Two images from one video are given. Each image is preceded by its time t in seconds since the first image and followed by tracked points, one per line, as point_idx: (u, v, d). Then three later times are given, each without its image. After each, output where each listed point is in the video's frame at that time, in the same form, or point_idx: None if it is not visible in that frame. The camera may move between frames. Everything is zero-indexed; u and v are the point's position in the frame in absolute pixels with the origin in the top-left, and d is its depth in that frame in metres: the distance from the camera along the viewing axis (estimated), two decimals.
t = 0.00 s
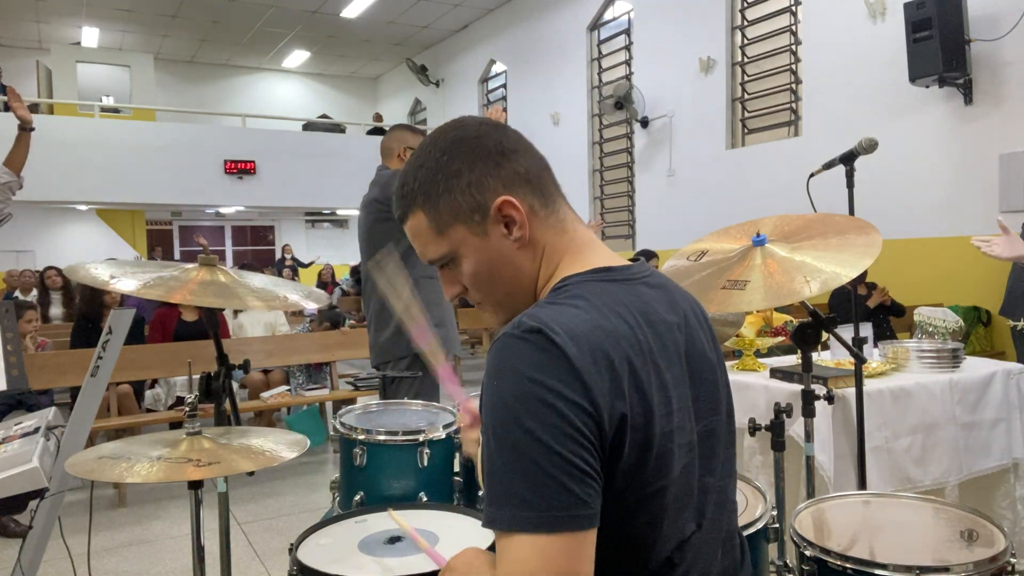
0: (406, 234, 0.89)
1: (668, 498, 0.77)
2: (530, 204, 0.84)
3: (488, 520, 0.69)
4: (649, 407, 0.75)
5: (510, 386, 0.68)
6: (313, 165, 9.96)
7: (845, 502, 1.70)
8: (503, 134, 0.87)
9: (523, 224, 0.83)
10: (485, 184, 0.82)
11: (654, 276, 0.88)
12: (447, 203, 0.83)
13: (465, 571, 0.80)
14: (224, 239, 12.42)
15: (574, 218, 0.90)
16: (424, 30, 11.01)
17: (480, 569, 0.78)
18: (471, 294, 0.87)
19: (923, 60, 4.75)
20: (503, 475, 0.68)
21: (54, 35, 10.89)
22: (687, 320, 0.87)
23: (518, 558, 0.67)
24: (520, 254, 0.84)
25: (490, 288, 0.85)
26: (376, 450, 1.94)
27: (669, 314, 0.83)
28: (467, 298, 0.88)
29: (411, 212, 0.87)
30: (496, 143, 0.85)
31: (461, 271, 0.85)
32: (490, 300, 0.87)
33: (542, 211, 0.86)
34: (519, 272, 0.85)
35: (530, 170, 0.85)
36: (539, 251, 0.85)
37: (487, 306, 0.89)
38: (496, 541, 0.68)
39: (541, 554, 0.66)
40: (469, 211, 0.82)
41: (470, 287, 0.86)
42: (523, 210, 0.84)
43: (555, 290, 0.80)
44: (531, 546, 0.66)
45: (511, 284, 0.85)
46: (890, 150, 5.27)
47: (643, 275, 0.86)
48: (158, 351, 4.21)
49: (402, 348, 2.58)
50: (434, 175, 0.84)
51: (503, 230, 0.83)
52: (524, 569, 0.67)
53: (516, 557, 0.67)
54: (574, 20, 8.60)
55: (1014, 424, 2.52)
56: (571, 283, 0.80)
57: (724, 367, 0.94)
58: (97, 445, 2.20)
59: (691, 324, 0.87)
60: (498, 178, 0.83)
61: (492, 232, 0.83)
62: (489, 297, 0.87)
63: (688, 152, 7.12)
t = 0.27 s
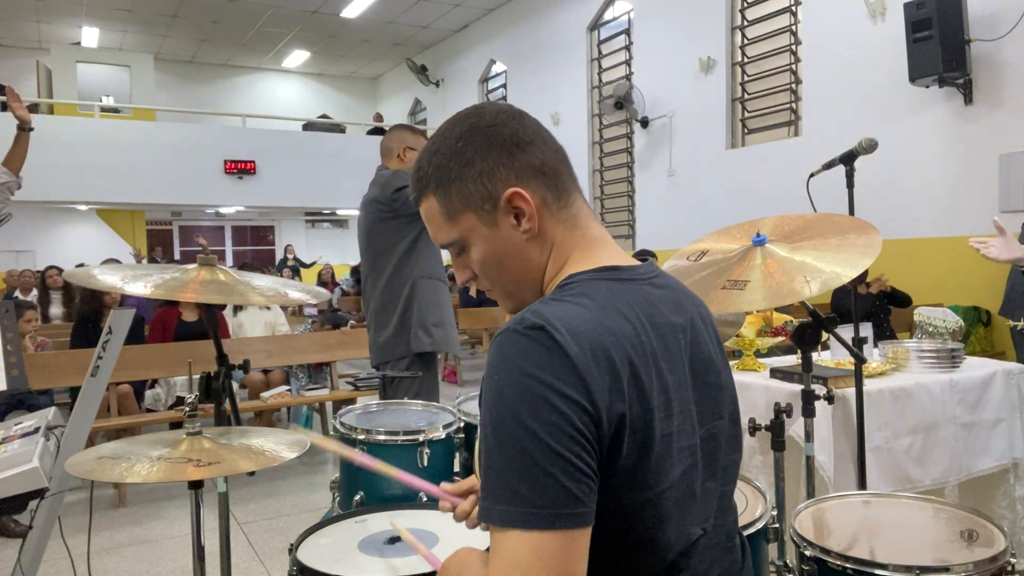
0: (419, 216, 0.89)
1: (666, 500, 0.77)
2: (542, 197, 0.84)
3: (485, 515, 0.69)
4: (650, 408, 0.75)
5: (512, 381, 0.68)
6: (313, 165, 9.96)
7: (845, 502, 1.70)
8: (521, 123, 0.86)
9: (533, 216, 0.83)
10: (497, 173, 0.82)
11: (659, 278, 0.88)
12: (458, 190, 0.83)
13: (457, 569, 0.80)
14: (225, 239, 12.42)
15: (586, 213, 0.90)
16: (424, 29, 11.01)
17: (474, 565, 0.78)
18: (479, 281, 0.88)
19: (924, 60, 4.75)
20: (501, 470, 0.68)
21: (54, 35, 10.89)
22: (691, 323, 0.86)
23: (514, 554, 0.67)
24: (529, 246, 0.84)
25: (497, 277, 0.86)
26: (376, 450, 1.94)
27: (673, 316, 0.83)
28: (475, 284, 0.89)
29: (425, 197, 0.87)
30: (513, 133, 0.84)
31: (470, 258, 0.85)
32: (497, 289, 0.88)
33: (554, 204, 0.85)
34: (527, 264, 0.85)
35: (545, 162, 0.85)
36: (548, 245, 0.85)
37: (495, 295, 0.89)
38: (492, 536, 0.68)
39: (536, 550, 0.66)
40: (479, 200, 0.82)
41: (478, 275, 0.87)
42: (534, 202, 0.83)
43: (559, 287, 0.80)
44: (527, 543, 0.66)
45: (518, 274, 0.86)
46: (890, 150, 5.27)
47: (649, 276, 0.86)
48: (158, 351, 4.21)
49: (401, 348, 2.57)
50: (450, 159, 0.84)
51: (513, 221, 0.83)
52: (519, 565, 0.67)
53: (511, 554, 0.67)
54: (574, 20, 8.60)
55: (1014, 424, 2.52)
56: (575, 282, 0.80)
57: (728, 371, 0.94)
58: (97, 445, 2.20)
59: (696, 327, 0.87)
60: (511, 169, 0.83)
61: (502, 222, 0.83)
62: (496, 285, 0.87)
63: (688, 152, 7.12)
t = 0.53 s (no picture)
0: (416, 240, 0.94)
1: (664, 497, 0.77)
2: (509, 215, 0.84)
3: (483, 515, 0.69)
4: (645, 405, 0.75)
5: (506, 382, 0.68)
6: (313, 165, 9.96)
7: (845, 501, 1.70)
8: (487, 142, 0.86)
9: (500, 236, 0.84)
10: (462, 201, 0.83)
11: (653, 277, 0.87)
12: (430, 220, 0.85)
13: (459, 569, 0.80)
14: (225, 239, 12.42)
15: (568, 218, 0.89)
16: (424, 29, 11.01)
17: (475, 563, 0.78)
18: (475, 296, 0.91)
19: (923, 60, 4.75)
20: (497, 470, 0.68)
21: (54, 35, 10.88)
22: (686, 321, 0.86)
23: (512, 552, 0.67)
24: (503, 265, 0.85)
25: (487, 292, 0.88)
26: (376, 450, 1.94)
27: (667, 314, 0.83)
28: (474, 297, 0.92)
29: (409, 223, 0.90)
30: (474, 156, 0.84)
31: (459, 278, 0.89)
32: (491, 301, 0.90)
33: (523, 220, 0.84)
34: (506, 282, 0.86)
35: (511, 177, 0.84)
36: (523, 259, 0.85)
37: (493, 305, 0.92)
38: (490, 536, 0.69)
39: (534, 548, 0.67)
40: (450, 229, 0.84)
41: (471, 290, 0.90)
42: (499, 222, 0.84)
43: (549, 290, 0.80)
44: (524, 540, 0.67)
45: (505, 291, 0.88)
46: (889, 151, 5.27)
47: (642, 275, 0.85)
48: (158, 351, 4.21)
49: (401, 348, 2.57)
50: (420, 192, 0.86)
51: (483, 243, 0.84)
52: (518, 562, 0.67)
53: (510, 552, 0.67)
54: (575, 20, 8.60)
55: (1013, 425, 2.52)
56: (567, 283, 0.80)
57: (724, 368, 0.93)
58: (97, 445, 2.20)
59: (691, 324, 0.87)
60: (474, 194, 0.83)
61: (473, 244, 0.84)
62: (489, 299, 0.90)
63: (688, 152, 7.12)
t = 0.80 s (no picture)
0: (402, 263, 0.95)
1: (649, 484, 0.77)
2: (476, 230, 0.84)
3: (469, 508, 0.69)
4: (625, 394, 0.75)
5: (484, 376, 0.68)
6: (314, 165, 9.96)
7: (845, 501, 1.70)
8: (450, 161, 0.87)
9: (470, 250, 0.84)
10: (429, 221, 0.84)
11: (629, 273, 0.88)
12: (403, 243, 0.87)
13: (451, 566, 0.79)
14: (225, 239, 12.42)
15: (538, 226, 0.89)
16: (424, 29, 11.01)
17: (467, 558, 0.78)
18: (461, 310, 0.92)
19: (924, 60, 4.75)
20: (480, 463, 0.68)
21: (54, 35, 10.88)
22: (664, 313, 0.86)
23: (499, 543, 0.67)
24: (477, 279, 0.85)
25: (469, 306, 0.89)
26: (376, 450, 1.93)
27: (644, 307, 0.83)
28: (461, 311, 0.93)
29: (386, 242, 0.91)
30: (438, 176, 0.85)
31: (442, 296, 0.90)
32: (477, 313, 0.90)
33: (492, 232, 0.84)
34: (482, 295, 0.87)
35: (475, 193, 0.84)
36: (496, 271, 0.85)
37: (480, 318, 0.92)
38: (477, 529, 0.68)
39: (521, 536, 0.66)
40: (423, 249, 0.85)
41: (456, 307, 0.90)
42: (467, 236, 0.84)
43: (526, 290, 0.81)
44: (510, 530, 0.67)
45: (487, 303, 0.88)
46: (889, 151, 5.27)
47: (614, 272, 0.86)
48: (158, 351, 4.21)
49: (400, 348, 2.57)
50: (393, 217, 0.87)
51: (455, 257, 0.84)
52: (505, 552, 0.67)
53: (497, 543, 0.67)
54: (575, 20, 8.60)
55: (1013, 425, 2.52)
56: (544, 281, 0.80)
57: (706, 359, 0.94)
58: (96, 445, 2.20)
59: (669, 316, 0.87)
60: (441, 213, 0.84)
61: (446, 259, 0.85)
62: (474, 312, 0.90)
63: (688, 152, 7.12)
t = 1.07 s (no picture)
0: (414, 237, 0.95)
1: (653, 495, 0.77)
2: (494, 215, 0.84)
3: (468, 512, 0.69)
4: (632, 401, 0.74)
5: (489, 380, 0.68)
6: (314, 165, 9.96)
7: (845, 501, 1.71)
8: (474, 142, 0.86)
9: (485, 235, 0.84)
10: (446, 201, 0.84)
11: (643, 277, 0.88)
12: (418, 220, 0.86)
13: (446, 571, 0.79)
14: (225, 240, 12.41)
15: (557, 217, 0.89)
16: (424, 30, 11.02)
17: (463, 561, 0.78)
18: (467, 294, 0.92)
19: (924, 60, 4.75)
20: (481, 468, 0.68)
21: (54, 35, 10.88)
22: (676, 319, 0.86)
23: (496, 551, 0.67)
24: (490, 264, 0.85)
25: (476, 291, 0.89)
26: (376, 450, 1.94)
27: (656, 313, 0.83)
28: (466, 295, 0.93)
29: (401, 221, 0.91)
30: (461, 156, 0.85)
31: (450, 277, 0.89)
32: (482, 299, 0.90)
33: (509, 219, 0.84)
34: (492, 282, 0.87)
35: (497, 177, 0.84)
36: (510, 260, 0.85)
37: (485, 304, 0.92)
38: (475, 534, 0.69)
39: (519, 546, 0.66)
40: (438, 228, 0.85)
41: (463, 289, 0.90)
42: (484, 221, 0.83)
43: (538, 288, 0.80)
44: (509, 539, 0.66)
45: (495, 290, 0.88)
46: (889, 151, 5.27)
47: (631, 274, 0.85)
48: (158, 351, 4.21)
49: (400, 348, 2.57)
50: (410, 194, 0.87)
51: (469, 242, 0.84)
52: (502, 560, 0.67)
53: (495, 550, 0.67)
54: (574, 20, 8.60)
55: (1014, 425, 2.52)
56: (556, 281, 0.80)
57: (717, 368, 0.93)
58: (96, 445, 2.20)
59: (681, 324, 0.87)
60: (459, 194, 0.84)
61: (460, 244, 0.84)
62: (480, 298, 0.90)
63: (688, 152, 7.12)
